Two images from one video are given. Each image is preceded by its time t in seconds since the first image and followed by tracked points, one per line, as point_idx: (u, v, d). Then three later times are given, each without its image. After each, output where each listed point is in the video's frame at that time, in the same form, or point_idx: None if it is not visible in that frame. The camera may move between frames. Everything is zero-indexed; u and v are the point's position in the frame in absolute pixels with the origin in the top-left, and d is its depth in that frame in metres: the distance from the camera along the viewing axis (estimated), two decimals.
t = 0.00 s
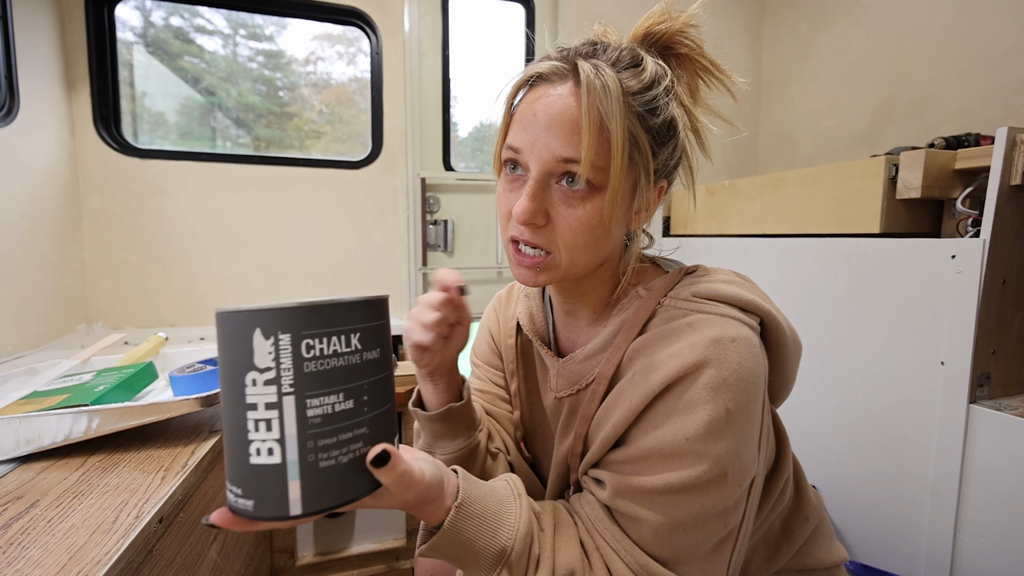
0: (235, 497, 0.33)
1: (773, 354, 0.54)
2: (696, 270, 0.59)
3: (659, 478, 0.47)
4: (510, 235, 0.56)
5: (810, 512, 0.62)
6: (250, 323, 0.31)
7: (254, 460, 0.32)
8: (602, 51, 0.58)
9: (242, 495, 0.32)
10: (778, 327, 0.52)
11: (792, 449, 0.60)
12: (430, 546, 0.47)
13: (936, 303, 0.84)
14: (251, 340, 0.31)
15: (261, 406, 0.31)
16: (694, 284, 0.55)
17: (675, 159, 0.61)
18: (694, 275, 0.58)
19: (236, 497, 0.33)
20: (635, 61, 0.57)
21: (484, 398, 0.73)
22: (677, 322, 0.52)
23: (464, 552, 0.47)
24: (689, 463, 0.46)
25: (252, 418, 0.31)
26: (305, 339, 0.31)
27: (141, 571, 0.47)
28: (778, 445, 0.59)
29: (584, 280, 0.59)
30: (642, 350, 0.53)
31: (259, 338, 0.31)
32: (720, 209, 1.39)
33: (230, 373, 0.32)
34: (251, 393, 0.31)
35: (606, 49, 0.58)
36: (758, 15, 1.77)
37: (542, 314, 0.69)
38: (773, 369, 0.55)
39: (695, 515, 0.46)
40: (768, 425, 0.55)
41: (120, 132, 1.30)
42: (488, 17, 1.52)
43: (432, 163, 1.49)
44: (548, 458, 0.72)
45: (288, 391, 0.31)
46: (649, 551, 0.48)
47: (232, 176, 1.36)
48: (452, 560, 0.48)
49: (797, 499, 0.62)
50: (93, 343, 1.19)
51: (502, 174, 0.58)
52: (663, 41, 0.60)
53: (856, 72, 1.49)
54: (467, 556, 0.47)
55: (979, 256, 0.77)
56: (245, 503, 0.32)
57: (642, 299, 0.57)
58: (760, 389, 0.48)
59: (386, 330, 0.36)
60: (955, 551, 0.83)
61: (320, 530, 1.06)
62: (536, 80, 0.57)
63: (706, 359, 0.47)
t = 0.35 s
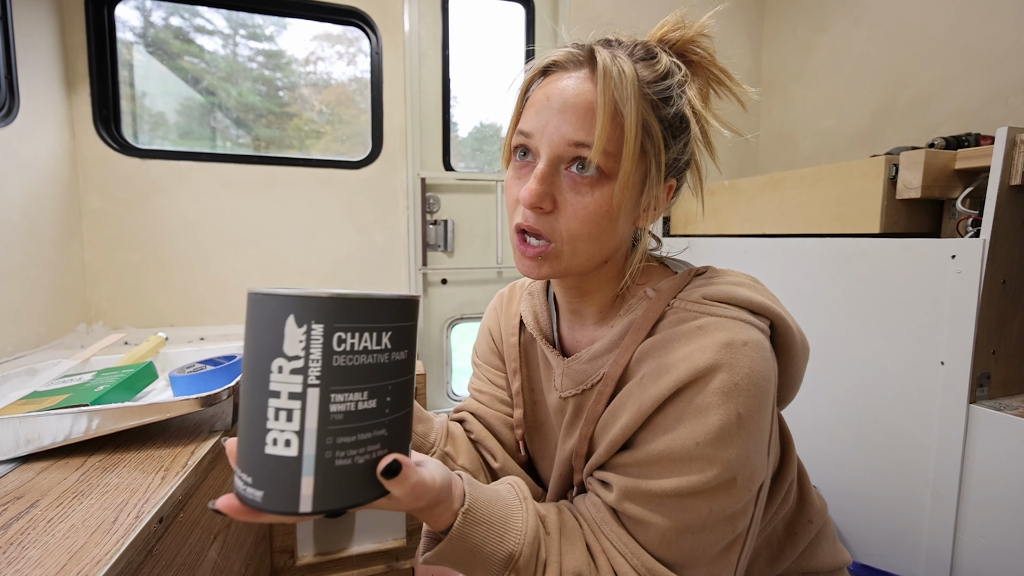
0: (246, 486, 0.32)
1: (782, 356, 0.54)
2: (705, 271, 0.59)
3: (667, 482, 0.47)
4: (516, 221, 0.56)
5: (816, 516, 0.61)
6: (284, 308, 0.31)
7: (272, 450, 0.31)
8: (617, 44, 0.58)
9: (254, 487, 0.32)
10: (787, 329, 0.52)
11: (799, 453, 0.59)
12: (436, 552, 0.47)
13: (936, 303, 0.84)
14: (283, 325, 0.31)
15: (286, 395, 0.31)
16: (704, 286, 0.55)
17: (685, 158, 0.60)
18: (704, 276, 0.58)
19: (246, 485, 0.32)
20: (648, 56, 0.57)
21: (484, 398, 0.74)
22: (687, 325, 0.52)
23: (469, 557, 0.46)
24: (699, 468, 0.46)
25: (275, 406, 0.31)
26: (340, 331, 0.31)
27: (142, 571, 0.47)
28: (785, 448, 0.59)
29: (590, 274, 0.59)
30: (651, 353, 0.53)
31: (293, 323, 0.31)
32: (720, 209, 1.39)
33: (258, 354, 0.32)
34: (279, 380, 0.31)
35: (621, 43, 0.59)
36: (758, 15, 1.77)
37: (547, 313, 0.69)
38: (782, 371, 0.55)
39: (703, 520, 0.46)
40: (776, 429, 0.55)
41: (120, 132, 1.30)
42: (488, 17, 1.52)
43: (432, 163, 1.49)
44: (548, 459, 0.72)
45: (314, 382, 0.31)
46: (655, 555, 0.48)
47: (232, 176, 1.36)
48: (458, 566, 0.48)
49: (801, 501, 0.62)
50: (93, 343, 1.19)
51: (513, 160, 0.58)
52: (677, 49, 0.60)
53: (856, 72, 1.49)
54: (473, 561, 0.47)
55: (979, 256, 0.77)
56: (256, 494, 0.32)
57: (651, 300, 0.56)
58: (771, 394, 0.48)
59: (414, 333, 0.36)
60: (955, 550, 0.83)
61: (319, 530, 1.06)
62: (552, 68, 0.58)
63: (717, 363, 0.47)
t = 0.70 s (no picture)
0: (238, 497, 0.33)
1: (790, 358, 0.54)
2: (713, 272, 0.59)
3: (676, 487, 0.47)
4: (501, 221, 0.58)
5: (820, 519, 0.61)
6: (270, 322, 0.31)
7: (260, 462, 0.32)
8: (598, 40, 0.59)
9: (246, 500, 0.32)
10: (796, 331, 0.52)
11: (804, 455, 0.59)
12: (436, 558, 0.47)
13: (936, 303, 0.84)
14: (270, 338, 0.31)
15: (272, 405, 0.31)
16: (713, 288, 0.54)
17: (679, 150, 0.59)
18: (711, 277, 0.58)
19: (238, 496, 0.33)
20: (627, 48, 0.58)
21: (486, 397, 0.74)
22: (696, 327, 0.52)
23: (470, 564, 0.47)
24: (707, 473, 0.46)
25: (262, 419, 0.32)
26: (325, 342, 0.31)
27: (142, 571, 0.47)
28: (790, 451, 0.59)
29: (581, 271, 0.59)
30: (658, 355, 0.53)
31: (277, 337, 0.31)
32: (721, 209, 1.39)
33: (247, 365, 0.32)
34: (265, 392, 0.31)
35: (602, 38, 0.59)
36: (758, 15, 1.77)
37: (550, 311, 0.69)
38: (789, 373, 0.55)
39: (711, 524, 0.46)
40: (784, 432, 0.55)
41: (120, 132, 1.30)
42: (488, 17, 1.52)
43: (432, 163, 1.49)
44: (550, 460, 0.72)
45: (301, 398, 0.31)
46: (661, 560, 0.48)
47: (232, 176, 1.36)
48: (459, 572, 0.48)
49: (806, 504, 0.62)
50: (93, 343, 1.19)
51: (501, 162, 0.60)
52: (677, 40, 0.60)
53: (857, 72, 1.49)
54: (474, 567, 0.47)
55: (979, 256, 0.77)
56: (246, 507, 0.32)
57: (658, 301, 0.57)
58: (780, 398, 0.48)
59: (407, 343, 0.35)
60: (956, 551, 0.83)
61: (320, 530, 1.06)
62: (533, 70, 0.59)
63: (727, 367, 0.46)
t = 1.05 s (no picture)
0: (233, 509, 0.32)
1: (789, 357, 0.54)
2: (712, 271, 0.59)
3: (674, 485, 0.47)
4: (505, 225, 0.58)
5: (819, 518, 0.61)
6: (270, 327, 0.31)
7: (259, 471, 0.31)
8: (599, 41, 0.59)
9: (242, 510, 0.32)
10: (794, 330, 0.52)
11: (803, 455, 0.59)
12: (432, 564, 0.47)
13: (936, 303, 0.84)
14: (268, 344, 0.31)
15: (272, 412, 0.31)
16: (712, 287, 0.54)
17: (680, 151, 0.59)
18: (711, 276, 0.58)
19: (234, 509, 0.32)
20: (629, 49, 0.58)
21: (486, 397, 0.74)
22: (694, 327, 0.52)
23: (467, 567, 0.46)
24: (706, 471, 0.46)
25: (261, 426, 0.31)
26: (325, 347, 0.31)
27: (142, 571, 0.47)
28: (790, 451, 0.59)
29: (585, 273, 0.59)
30: (657, 354, 0.53)
31: (276, 343, 0.31)
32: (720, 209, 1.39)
33: (242, 373, 0.32)
34: (264, 400, 0.31)
35: (604, 39, 0.59)
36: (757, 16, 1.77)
37: (551, 311, 0.69)
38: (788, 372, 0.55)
39: (709, 523, 0.46)
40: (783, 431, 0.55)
41: (120, 132, 1.30)
42: (488, 18, 1.52)
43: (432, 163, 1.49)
44: (550, 459, 0.72)
45: (302, 402, 0.31)
46: (660, 559, 0.49)
47: (232, 176, 1.36)
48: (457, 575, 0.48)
49: (805, 504, 0.62)
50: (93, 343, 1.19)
51: (503, 165, 0.60)
52: (679, 36, 0.60)
53: (857, 72, 1.49)
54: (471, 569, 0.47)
55: (979, 255, 0.77)
56: (243, 517, 0.32)
57: (657, 300, 0.56)
58: (778, 396, 0.48)
59: (404, 346, 0.36)
60: (955, 550, 0.83)
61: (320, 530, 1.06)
62: (533, 74, 0.59)
63: (725, 365, 0.46)
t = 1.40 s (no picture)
0: (228, 510, 0.32)
1: (784, 356, 0.54)
2: (707, 272, 0.59)
3: (669, 484, 0.47)
4: (503, 227, 0.58)
5: (815, 517, 0.61)
6: (263, 330, 0.31)
7: (253, 473, 0.31)
8: (596, 43, 0.59)
9: (237, 512, 0.32)
10: (789, 331, 0.52)
11: (799, 453, 0.59)
12: (429, 564, 0.47)
13: (935, 303, 0.84)
14: (261, 348, 0.31)
15: (266, 415, 0.31)
16: (707, 287, 0.54)
17: (677, 152, 0.59)
18: (706, 276, 0.58)
19: (229, 511, 0.32)
20: (625, 51, 0.58)
21: (484, 397, 0.74)
22: (688, 327, 0.52)
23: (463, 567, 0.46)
24: (700, 471, 0.46)
25: (255, 429, 0.31)
26: (318, 350, 0.31)
27: (141, 570, 0.47)
28: (785, 450, 0.59)
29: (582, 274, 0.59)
30: (653, 354, 0.53)
31: (269, 347, 0.31)
32: (720, 209, 1.39)
33: (236, 376, 0.32)
34: (258, 402, 0.31)
35: (600, 41, 0.59)
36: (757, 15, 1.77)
37: (548, 311, 0.69)
38: (784, 371, 0.55)
39: (704, 522, 0.46)
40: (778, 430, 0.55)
41: (120, 132, 1.30)
42: (488, 18, 1.52)
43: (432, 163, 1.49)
44: (548, 459, 0.72)
45: (295, 405, 0.31)
46: (655, 557, 0.49)
47: (232, 176, 1.36)
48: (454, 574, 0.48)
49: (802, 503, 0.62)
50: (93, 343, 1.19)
51: (501, 168, 0.60)
52: (674, 38, 0.60)
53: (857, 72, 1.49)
54: (467, 569, 0.47)
55: (979, 255, 0.77)
56: (238, 518, 0.32)
57: (653, 300, 0.56)
58: (772, 395, 0.48)
59: (397, 349, 0.36)
60: (955, 550, 0.83)
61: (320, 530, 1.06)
62: (530, 76, 0.59)
63: (719, 365, 0.46)
